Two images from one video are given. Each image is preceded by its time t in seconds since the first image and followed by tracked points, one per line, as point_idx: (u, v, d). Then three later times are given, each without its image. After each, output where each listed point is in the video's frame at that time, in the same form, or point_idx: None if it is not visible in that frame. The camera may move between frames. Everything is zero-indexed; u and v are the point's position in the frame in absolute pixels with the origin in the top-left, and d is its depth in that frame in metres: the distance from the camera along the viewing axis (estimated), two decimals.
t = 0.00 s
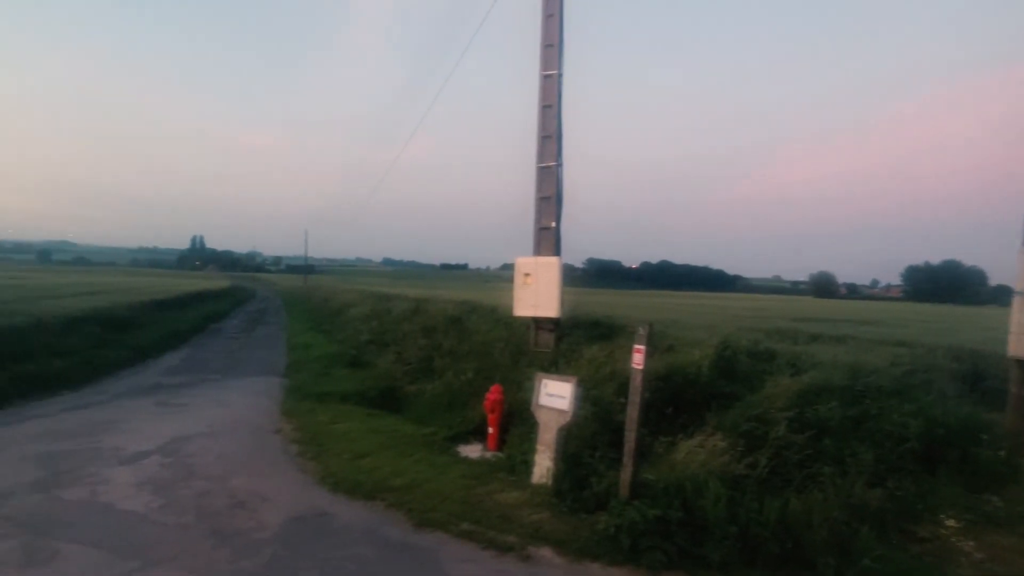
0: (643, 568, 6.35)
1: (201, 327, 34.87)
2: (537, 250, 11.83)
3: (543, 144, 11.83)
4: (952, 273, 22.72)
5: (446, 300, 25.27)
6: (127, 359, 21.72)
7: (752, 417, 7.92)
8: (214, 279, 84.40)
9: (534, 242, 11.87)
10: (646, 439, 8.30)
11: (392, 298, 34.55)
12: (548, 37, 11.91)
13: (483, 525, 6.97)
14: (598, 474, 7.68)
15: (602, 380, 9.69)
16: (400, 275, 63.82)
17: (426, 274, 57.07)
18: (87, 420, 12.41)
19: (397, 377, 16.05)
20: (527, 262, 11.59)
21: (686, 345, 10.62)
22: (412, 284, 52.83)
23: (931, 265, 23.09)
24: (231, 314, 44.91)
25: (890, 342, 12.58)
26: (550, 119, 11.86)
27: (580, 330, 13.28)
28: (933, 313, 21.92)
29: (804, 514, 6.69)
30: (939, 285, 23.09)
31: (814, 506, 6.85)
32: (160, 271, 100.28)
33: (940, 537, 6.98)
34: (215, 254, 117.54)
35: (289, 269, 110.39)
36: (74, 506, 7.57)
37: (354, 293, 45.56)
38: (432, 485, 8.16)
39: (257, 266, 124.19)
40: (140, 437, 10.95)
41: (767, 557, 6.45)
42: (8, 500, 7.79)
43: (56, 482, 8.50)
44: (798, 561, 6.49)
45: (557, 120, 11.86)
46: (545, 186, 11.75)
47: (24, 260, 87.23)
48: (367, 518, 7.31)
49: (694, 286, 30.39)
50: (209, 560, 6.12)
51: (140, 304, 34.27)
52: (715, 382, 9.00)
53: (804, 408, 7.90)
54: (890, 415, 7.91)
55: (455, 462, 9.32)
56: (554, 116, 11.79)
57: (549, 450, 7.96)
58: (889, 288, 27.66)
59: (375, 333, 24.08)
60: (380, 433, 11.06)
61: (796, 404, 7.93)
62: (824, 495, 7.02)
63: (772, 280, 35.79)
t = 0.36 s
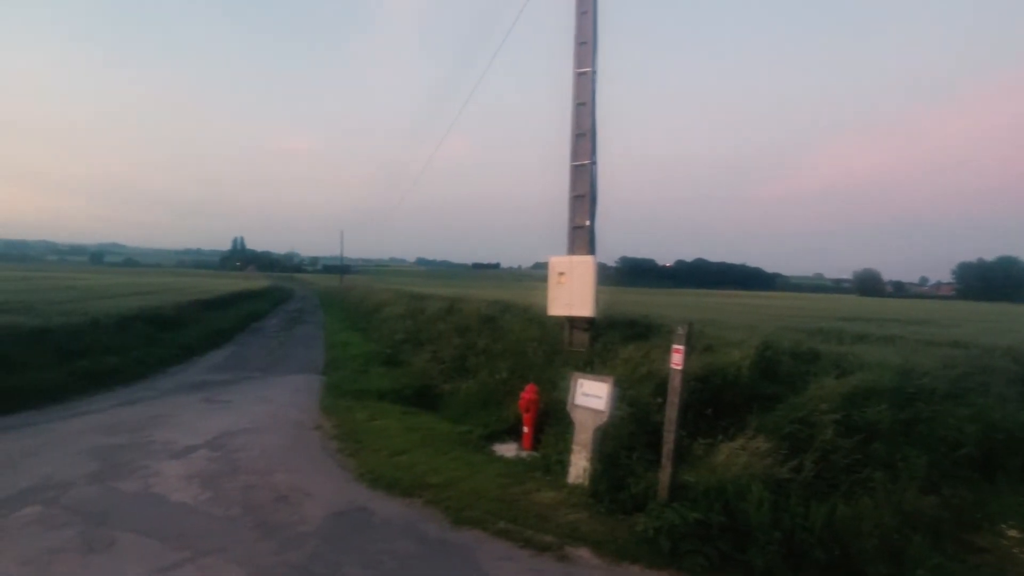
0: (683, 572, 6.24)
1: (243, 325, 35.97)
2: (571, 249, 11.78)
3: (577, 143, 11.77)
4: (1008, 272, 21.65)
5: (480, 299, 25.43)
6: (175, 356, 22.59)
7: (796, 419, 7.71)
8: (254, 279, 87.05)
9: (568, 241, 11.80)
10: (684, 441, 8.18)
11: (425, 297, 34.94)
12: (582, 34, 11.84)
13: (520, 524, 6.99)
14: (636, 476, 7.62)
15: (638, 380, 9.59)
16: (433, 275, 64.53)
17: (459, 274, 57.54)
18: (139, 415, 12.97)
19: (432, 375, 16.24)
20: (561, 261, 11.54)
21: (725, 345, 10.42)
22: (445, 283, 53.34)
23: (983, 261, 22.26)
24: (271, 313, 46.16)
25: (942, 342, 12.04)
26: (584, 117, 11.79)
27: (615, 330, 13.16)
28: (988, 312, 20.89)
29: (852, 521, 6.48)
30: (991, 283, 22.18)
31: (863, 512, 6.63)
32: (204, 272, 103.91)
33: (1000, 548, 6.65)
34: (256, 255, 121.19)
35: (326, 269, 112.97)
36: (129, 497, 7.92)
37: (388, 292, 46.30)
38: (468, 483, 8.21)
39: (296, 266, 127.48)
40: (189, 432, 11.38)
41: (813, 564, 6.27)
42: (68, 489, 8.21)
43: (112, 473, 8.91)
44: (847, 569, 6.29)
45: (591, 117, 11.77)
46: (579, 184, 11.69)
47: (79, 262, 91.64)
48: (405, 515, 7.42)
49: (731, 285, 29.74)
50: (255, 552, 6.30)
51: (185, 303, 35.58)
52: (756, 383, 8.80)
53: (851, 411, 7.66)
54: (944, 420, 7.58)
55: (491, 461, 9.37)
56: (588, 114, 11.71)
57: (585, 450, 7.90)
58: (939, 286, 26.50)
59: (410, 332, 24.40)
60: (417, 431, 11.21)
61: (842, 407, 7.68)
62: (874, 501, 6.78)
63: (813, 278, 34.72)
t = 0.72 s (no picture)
0: None
1: (286, 323, 37.09)
2: (610, 247, 11.67)
3: (615, 140, 11.65)
4: None
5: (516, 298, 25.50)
6: (224, 353, 23.48)
7: (848, 423, 7.46)
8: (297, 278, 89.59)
9: (606, 239, 11.70)
10: (729, 443, 8.02)
11: (462, 296, 35.27)
12: (621, 29, 11.71)
13: (561, 523, 6.98)
14: (679, 477, 7.51)
15: (680, 381, 9.45)
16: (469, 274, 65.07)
17: (494, 273, 57.87)
18: (192, 409, 13.53)
19: (470, 374, 16.38)
20: (600, 259, 11.44)
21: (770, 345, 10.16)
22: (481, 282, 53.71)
23: None
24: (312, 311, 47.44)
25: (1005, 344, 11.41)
26: (622, 114, 11.66)
27: (654, 329, 12.98)
28: None
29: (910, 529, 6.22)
30: None
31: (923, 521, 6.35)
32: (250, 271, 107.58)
33: None
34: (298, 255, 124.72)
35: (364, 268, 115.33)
36: (185, 487, 8.28)
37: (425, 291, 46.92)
38: (509, 481, 8.26)
39: (336, 265, 130.57)
40: (239, 425, 11.82)
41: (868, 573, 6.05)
42: (129, 479, 8.64)
43: (169, 464, 9.33)
44: None
45: (630, 114, 11.63)
46: (617, 182, 11.57)
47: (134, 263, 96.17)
48: (447, 511, 7.51)
49: (774, 283, 28.92)
50: (304, 543, 6.50)
51: (233, 302, 36.93)
52: (804, 385, 8.55)
53: (907, 414, 7.36)
54: (1010, 425, 7.20)
55: (531, 460, 9.39)
56: (627, 111, 11.58)
57: (627, 450, 7.81)
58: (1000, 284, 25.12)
59: (448, 330, 24.68)
60: (456, 428, 11.33)
61: (898, 411, 7.39)
62: (934, 509, 6.50)
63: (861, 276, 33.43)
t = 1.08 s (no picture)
0: None
1: (328, 321, 38.05)
2: (650, 245, 11.51)
3: (656, 136, 11.49)
4: None
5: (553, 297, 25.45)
6: (270, 349, 24.28)
7: (903, 428, 7.18)
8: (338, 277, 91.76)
9: (646, 237, 11.56)
10: (774, 447, 7.83)
11: (498, 294, 35.45)
12: (662, 23, 11.53)
13: (601, 523, 6.95)
14: (722, 480, 7.38)
15: (723, 382, 9.28)
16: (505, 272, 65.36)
17: (530, 271, 57.95)
18: (241, 403, 14.06)
19: (508, 372, 16.46)
20: (639, 258, 11.29)
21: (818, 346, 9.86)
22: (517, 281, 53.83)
23: None
24: (353, 309, 48.54)
25: None
26: (663, 109, 11.49)
27: (695, 329, 12.75)
28: None
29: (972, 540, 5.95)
30: None
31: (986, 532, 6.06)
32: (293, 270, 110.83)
33: None
34: (339, 254, 127.70)
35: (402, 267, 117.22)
36: (236, 478, 8.62)
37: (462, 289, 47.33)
38: (548, 480, 8.26)
39: (375, 264, 133.19)
40: (285, 419, 12.21)
41: None
42: (185, 468, 9.04)
43: (221, 455, 9.72)
44: None
45: (671, 109, 11.44)
46: (658, 179, 11.40)
47: (186, 262, 100.40)
48: (487, 507, 7.58)
49: (820, 282, 27.98)
50: (349, 535, 6.67)
51: (277, 300, 38.13)
52: (854, 388, 8.27)
53: (967, 420, 7.04)
54: None
55: (570, 458, 9.37)
56: (668, 106, 11.40)
57: (668, 451, 7.75)
58: None
59: (485, 328, 24.85)
60: (495, 425, 11.42)
61: (957, 416, 7.08)
62: (998, 519, 6.19)
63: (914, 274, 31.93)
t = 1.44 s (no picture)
0: None
1: (364, 319, 38.78)
2: (686, 244, 11.33)
3: (692, 132, 11.31)
4: None
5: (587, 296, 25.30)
6: (308, 347, 24.89)
7: (956, 433, 6.89)
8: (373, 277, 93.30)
9: (682, 235, 11.38)
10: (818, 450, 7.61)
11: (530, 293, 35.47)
12: (698, 17, 11.33)
13: (638, 524, 6.88)
14: (763, 483, 7.21)
15: (764, 384, 9.06)
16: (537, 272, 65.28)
17: (563, 271, 57.73)
18: (282, 399, 14.48)
19: (541, 371, 16.44)
20: (675, 256, 11.11)
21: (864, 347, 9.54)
22: (550, 280, 53.72)
23: None
24: (388, 308, 49.33)
25: None
26: (700, 105, 11.29)
27: (734, 328, 12.49)
28: None
29: None
30: None
31: None
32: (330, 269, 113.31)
33: None
34: (373, 254, 129.86)
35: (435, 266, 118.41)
36: (278, 471, 8.88)
37: (495, 289, 47.50)
38: (583, 479, 8.24)
39: (408, 264, 134.97)
40: (323, 416, 12.49)
41: None
42: (229, 462, 9.37)
43: (263, 450, 10.02)
44: None
45: (708, 104, 11.23)
46: (694, 175, 11.22)
47: (228, 262, 103.77)
48: (521, 506, 7.60)
49: (864, 281, 27.00)
50: (386, 530, 6.78)
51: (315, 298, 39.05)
52: (903, 391, 7.98)
53: None
54: None
55: (605, 459, 9.31)
56: (705, 102, 11.20)
57: (707, 454, 7.66)
58: None
59: (518, 327, 24.89)
60: (528, 424, 11.43)
61: (1016, 421, 6.75)
62: None
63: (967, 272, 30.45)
